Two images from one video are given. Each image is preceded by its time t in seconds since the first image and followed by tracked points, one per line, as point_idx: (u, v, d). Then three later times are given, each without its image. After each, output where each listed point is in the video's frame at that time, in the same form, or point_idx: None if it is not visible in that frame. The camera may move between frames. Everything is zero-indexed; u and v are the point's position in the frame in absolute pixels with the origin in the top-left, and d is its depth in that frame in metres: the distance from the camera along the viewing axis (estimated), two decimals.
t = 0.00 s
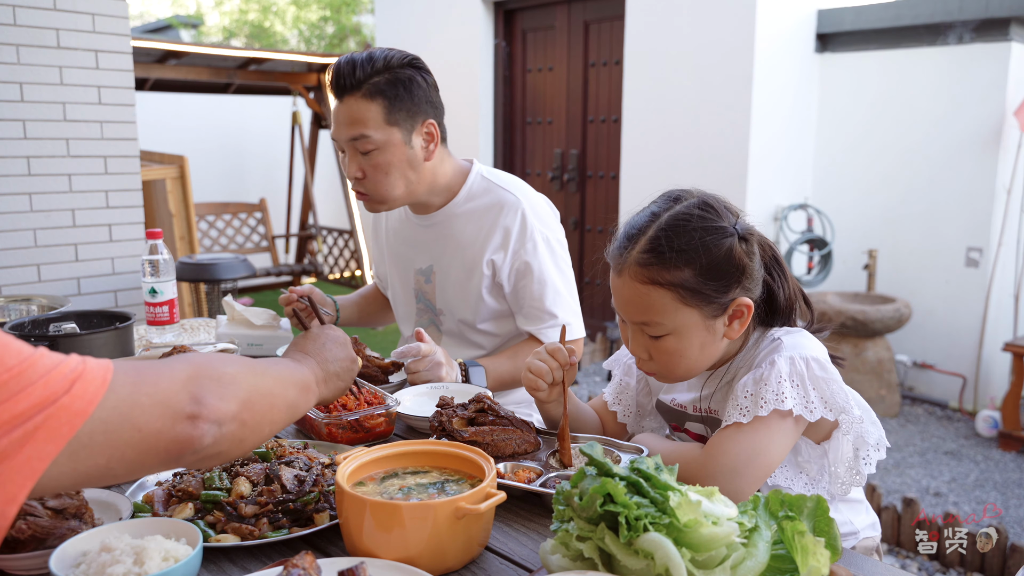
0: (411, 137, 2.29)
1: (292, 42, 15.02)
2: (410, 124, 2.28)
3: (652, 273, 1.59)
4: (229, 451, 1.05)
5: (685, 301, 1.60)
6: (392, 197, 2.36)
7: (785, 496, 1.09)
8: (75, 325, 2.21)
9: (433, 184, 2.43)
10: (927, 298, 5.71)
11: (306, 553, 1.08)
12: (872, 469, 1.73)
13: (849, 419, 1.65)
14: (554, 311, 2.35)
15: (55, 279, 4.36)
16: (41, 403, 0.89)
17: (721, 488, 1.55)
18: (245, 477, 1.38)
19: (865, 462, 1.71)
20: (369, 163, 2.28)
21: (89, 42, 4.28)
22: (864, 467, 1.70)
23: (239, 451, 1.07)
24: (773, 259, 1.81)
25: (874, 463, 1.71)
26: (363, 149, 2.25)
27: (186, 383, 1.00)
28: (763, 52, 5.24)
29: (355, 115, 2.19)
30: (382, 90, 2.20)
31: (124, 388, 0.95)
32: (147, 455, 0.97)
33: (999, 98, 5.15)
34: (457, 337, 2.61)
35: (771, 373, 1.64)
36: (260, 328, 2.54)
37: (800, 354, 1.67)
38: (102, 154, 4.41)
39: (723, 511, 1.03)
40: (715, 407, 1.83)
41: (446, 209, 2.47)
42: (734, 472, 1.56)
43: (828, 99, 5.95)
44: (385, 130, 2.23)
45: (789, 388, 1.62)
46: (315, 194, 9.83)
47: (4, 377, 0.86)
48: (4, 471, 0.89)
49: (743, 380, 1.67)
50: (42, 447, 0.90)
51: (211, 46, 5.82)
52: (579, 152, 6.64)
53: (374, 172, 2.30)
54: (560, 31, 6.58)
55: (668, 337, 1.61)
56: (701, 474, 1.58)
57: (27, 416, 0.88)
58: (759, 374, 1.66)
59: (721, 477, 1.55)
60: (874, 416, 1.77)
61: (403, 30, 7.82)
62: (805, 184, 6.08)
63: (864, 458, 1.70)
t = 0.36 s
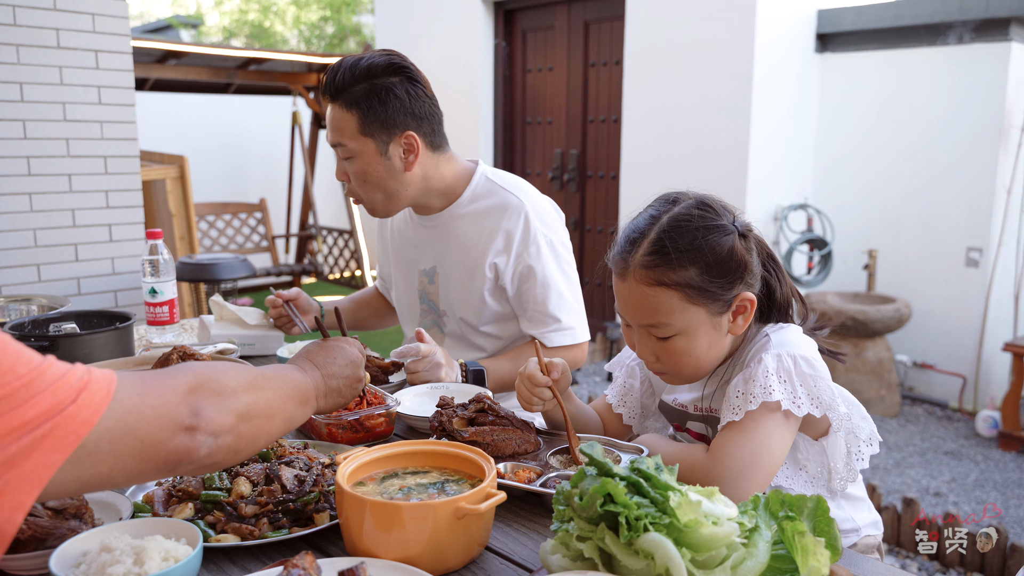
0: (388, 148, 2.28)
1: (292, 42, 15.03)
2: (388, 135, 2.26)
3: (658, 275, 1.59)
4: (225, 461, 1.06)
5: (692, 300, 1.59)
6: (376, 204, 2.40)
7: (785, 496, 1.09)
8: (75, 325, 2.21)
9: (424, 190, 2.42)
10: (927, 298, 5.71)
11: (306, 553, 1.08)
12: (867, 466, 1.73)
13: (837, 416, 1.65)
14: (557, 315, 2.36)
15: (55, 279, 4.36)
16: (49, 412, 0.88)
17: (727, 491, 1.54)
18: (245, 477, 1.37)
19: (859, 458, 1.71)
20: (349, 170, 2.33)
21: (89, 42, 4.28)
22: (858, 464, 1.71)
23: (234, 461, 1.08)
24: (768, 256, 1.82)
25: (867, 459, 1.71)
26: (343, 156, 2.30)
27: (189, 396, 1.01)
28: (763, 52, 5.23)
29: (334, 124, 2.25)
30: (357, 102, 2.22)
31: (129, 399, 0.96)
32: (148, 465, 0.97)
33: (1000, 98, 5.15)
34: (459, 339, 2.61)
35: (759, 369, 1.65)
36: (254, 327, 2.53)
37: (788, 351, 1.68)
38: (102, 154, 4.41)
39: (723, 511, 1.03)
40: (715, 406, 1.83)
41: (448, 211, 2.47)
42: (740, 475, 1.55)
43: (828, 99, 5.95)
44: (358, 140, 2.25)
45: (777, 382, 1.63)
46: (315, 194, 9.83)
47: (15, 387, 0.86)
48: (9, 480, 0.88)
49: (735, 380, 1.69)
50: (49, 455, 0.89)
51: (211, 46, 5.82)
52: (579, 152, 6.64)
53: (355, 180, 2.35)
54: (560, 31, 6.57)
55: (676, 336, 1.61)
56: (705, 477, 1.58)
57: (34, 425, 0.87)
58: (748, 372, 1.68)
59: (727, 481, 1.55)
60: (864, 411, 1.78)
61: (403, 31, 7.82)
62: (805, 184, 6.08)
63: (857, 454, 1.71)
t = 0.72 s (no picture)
0: (401, 145, 2.28)
1: (292, 42, 15.02)
2: (400, 133, 2.26)
3: (658, 265, 1.59)
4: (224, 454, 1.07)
5: (693, 290, 1.59)
6: (387, 203, 2.38)
7: (785, 496, 1.09)
8: (75, 325, 2.21)
9: (432, 187, 2.42)
10: (927, 298, 5.71)
11: (306, 553, 1.08)
12: (862, 459, 1.73)
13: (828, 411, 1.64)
14: (559, 316, 2.36)
15: (55, 279, 4.36)
16: (37, 411, 0.89)
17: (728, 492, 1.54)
18: (245, 477, 1.37)
19: (854, 452, 1.71)
20: (360, 170, 2.30)
21: (89, 42, 4.28)
22: (855, 458, 1.71)
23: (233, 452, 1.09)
24: (765, 250, 1.84)
25: (864, 451, 1.72)
26: (354, 155, 2.27)
27: (186, 390, 1.01)
28: (763, 52, 5.23)
29: (345, 122, 2.22)
30: (371, 98, 2.21)
31: (120, 399, 0.95)
32: (146, 466, 0.98)
33: (1000, 98, 5.15)
34: (459, 339, 2.61)
35: (750, 366, 1.65)
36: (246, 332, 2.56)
37: (779, 348, 1.68)
38: (102, 154, 4.41)
39: (723, 512, 1.03)
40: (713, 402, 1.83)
41: (451, 211, 2.47)
42: (739, 474, 1.55)
43: (828, 99, 5.95)
44: (371, 139, 2.23)
45: (769, 378, 1.63)
46: (315, 194, 9.83)
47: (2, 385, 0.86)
48: None
49: (729, 378, 1.69)
50: (38, 457, 0.89)
51: (211, 46, 5.82)
52: (579, 152, 6.64)
53: (366, 179, 2.32)
54: (560, 31, 6.57)
55: (678, 327, 1.60)
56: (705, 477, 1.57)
57: (23, 425, 0.88)
58: (740, 370, 1.68)
59: (726, 481, 1.54)
60: (857, 401, 1.76)
61: (403, 31, 7.82)
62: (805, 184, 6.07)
63: (853, 447, 1.71)
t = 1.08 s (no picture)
0: (395, 145, 2.29)
1: (292, 42, 15.03)
2: (394, 132, 2.27)
3: (669, 248, 1.59)
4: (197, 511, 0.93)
5: (702, 276, 1.59)
6: (379, 201, 2.40)
7: (785, 496, 1.09)
8: (75, 325, 2.21)
9: (431, 185, 2.42)
10: (927, 298, 5.71)
11: (306, 553, 1.08)
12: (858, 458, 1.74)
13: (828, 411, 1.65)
14: (558, 315, 2.35)
15: (55, 279, 4.36)
16: None
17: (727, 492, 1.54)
18: (245, 477, 1.37)
19: (852, 451, 1.72)
20: (354, 166, 2.32)
21: (89, 42, 4.28)
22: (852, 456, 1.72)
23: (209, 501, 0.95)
24: (770, 251, 1.85)
25: (860, 451, 1.73)
26: (348, 151, 2.30)
27: (144, 456, 0.85)
28: (762, 52, 5.23)
29: (343, 116, 2.24)
30: (367, 97, 2.22)
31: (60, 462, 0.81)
32: (98, 546, 0.84)
33: (1000, 98, 5.15)
34: (458, 339, 2.61)
35: (753, 365, 1.65)
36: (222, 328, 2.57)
37: (782, 346, 1.69)
38: (102, 154, 4.41)
39: (723, 511, 1.03)
40: (711, 399, 1.84)
41: (449, 211, 2.47)
42: (737, 473, 1.54)
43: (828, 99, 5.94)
44: (365, 136, 2.25)
45: (772, 377, 1.63)
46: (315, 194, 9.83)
47: None
48: None
49: (730, 377, 1.69)
50: None
51: (211, 46, 5.82)
52: (579, 152, 6.64)
53: (359, 176, 2.34)
54: (560, 31, 6.57)
55: (684, 313, 1.59)
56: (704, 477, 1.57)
57: None
58: (742, 368, 1.68)
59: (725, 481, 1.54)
60: (856, 402, 1.78)
61: (403, 31, 7.82)
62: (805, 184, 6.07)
63: (850, 446, 1.72)
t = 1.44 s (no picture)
0: (412, 135, 2.29)
1: (292, 42, 15.03)
2: (413, 123, 2.28)
3: (652, 236, 1.60)
4: None
5: (684, 266, 1.60)
6: (392, 195, 2.35)
7: (785, 496, 1.09)
8: (74, 325, 2.21)
9: (439, 182, 2.42)
10: (927, 298, 5.71)
11: (306, 553, 1.08)
12: (847, 450, 1.74)
13: (825, 399, 1.65)
14: (557, 314, 2.35)
15: (55, 279, 4.36)
16: None
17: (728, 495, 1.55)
18: (245, 477, 1.37)
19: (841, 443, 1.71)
20: (368, 159, 2.27)
21: (89, 42, 4.28)
22: (839, 448, 1.70)
23: None
24: (758, 249, 1.86)
25: (847, 443, 1.72)
26: (363, 143, 2.24)
27: None
28: (762, 52, 5.23)
29: (360, 108, 2.20)
30: (386, 87, 2.21)
31: None
32: None
33: (1000, 98, 5.15)
34: (458, 339, 2.61)
35: (748, 360, 1.65)
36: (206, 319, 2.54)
37: (773, 339, 1.69)
38: (102, 154, 4.41)
39: (723, 511, 1.03)
40: (699, 396, 1.84)
41: (450, 210, 2.47)
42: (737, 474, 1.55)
43: (828, 99, 5.94)
44: (387, 127, 2.23)
45: (767, 371, 1.63)
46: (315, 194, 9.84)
47: None
48: None
49: (724, 373, 1.68)
50: None
51: (211, 46, 5.82)
52: (579, 152, 6.64)
53: (375, 168, 2.29)
54: (560, 31, 6.57)
55: (663, 303, 1.59)
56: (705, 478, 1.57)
57: None
58: (737, 364, 1.67)
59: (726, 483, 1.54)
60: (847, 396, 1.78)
61: (403, 31, 7.82)
62: (805, 184, 6.07)
63: (838, 438, 1.71)
